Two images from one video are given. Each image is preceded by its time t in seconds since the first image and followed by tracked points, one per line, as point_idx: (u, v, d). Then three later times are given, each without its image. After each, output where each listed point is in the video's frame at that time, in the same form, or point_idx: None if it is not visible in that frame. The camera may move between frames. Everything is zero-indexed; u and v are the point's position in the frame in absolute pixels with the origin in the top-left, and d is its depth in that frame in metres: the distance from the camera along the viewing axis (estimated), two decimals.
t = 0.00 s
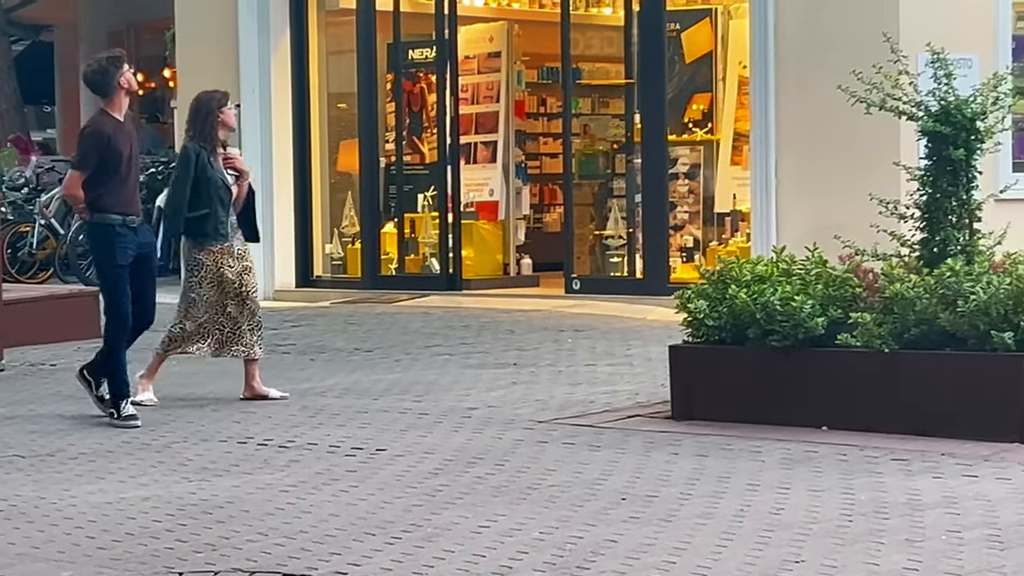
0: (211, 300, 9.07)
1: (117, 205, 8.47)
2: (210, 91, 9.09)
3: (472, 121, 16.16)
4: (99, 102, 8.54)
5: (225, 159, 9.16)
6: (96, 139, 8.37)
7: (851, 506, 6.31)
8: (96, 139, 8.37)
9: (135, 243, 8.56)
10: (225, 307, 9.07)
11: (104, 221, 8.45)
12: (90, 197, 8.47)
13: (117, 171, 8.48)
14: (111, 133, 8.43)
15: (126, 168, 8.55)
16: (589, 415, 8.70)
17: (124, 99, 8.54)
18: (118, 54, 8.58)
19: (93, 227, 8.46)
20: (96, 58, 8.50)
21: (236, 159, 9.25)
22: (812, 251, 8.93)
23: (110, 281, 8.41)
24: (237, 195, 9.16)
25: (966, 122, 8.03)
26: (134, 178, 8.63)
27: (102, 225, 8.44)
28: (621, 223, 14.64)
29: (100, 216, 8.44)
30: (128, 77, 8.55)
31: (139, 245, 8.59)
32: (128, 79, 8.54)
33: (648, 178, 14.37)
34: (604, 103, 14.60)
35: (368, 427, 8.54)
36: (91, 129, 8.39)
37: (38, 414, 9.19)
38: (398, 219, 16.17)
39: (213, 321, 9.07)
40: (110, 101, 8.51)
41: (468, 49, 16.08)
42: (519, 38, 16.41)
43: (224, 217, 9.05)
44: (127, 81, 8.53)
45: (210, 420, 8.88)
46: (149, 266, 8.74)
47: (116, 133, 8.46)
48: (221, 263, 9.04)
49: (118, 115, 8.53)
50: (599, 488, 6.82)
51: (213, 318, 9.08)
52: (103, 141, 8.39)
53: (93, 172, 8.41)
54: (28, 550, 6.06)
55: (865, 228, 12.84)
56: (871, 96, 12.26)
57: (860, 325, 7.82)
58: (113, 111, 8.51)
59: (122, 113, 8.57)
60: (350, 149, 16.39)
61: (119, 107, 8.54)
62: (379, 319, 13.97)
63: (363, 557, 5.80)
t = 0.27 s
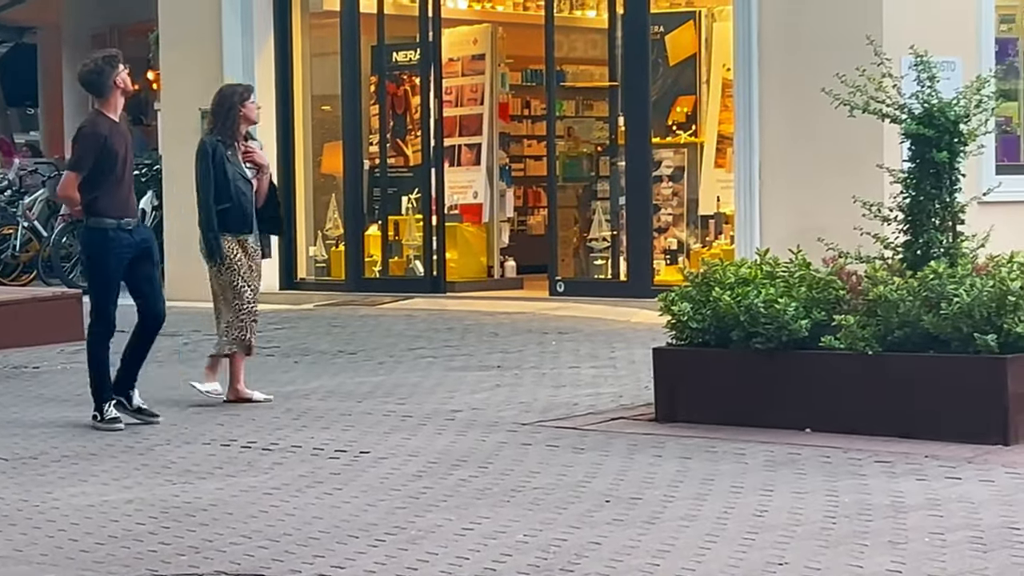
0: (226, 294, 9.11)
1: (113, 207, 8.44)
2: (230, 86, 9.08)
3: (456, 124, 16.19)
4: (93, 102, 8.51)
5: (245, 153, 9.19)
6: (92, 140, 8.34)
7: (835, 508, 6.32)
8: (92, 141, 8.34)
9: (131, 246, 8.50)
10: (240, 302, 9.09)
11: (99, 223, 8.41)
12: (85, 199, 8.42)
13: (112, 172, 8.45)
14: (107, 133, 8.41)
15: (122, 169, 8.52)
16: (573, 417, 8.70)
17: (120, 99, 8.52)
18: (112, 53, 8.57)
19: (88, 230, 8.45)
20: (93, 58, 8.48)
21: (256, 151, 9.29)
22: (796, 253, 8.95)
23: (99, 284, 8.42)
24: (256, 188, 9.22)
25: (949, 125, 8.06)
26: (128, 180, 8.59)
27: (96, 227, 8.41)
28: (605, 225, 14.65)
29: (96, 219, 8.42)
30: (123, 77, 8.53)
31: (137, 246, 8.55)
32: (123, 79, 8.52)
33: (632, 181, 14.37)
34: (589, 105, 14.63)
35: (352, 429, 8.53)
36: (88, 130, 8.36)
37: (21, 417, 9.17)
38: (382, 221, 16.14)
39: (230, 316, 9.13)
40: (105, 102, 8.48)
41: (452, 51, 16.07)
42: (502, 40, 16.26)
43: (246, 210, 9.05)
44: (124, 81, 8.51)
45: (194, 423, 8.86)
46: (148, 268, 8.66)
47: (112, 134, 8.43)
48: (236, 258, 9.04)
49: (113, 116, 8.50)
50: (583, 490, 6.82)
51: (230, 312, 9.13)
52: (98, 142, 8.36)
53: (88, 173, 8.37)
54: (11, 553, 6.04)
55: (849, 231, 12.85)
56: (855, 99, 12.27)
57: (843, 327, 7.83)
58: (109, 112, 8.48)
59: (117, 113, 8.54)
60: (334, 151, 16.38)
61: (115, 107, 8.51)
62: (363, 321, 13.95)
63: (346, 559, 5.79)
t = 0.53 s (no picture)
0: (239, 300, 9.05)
1: (113, 213, 8.36)
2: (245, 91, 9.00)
3: (445, 127, 16.19)
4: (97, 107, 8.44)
5: (259, 160, 9.07)
6: (94, 145, 8.26)
7: (824, 511, 6.32)
8: (92, 146, 8.27)
9: (128, 255, 8.39)
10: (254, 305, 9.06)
11: (97, 230, 8.35)
12: (86, 204, 8.36)
13: (114, 178, 8.38)
14: (109, 139, 8.33)
15: (124, 175, 8.45)
16: (562, 420, 8.69)
17: (122, 104, 8.43)
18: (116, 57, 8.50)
19: (88, 236, 8.39)
20: (94, 62, 8.40)
21: (269, 156, 9.12)
22: (784, 256, 8.96)
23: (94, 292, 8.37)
24: (267, 195, 9.13)
25: (937, 129, 8.06)
26: (131, 185, 8.52)
27: (94, 235, 8.35)
28: (594, 228, 14.66)
29: (96, 224, 8.35)
30: (126, 81, 8.44)
31: (136, 254, 8.43)
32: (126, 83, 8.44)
33: (621, 184, 14.38)
34: (578, 108, 14.63)
35: (341, 432, 8.52)
36: (88, 135, 8.29)
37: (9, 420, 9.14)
38: (370, 224, 16.14)
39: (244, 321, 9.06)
40: (107, 107, 8.41)
41: (441, 54, 16.07)
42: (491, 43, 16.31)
43: (252, 219, 8.99)
44: (127, 86, 8.43)
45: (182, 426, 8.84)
46: (150, 277, 8.50)
47: (114, 139, 8.36)
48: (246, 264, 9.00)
49: (116, 120, 8.42)
50: (572, 493, 6.82)
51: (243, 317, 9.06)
52: (100, 147, 8.29)
53: (89, 179, 8.30)
54: None
55: (837, 235, 12.87)
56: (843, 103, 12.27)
57: (832, 330, 7.84)
58: (111, 116, 8.41)
59: (121, 118, 8.47)
60: (322, 154, 16.37)
61: (118, 112, 8.44)
62: (352, 324, 13.95)
63: (335, 563, 5.78)
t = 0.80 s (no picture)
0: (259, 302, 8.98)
1: (122, 217, 8.29)
2: (255, 94, 8.99)
3: (435, 130, 16.19)
4: (109, 111, 8.40)
5: (272, 163, 9.06)
6: (101, 148, 8.22)
7: (814, 514, 6.33)
8: (100, 149, 8.22)
9: (134, 262, 8.31)
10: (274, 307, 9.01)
11: (105, 235, 8.30)
12: (97, 207, 8.31)
13: (124, 181, 8.31)
14: (119, 142, 8.27)
15: (137, 179, 8.37)
16: (552, 423, 8.69)
17: (132, 107, 8.37)
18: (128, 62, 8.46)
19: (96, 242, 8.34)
20: (105, 67, 8.39)
21: (282, 160, 9.11)
22: (774, 259, 8.97)
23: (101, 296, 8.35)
24: (282, 200, 9.08)
25: (927, 131, 8.07)
26: (144, 189, 8.44)
27: (102, 240, 8.30)
28: (584, 230, 14.67)
29: (106, 228, 8.29)
30: (136, 84, 8.38)
31: (144, 261, 8.34)
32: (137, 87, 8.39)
33: (611, 186, 14.38)
34: (568, 111, 14.61)
35: (331, 435, 8.51)
36: (97, 138, 8.24)
37: None
38: (361, 226, 16.15)
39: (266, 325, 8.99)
40: (119, 110, 8.36)
41: (432, 57, 16.07)
42: (482, 46, 16.32)
43: (267, 223, 8.97)
44: (136, 89, 8.37)
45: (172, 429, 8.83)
46: (158, 287, 8.39)
47: (124, 143, 8.29)
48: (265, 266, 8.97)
49: (126, 124, 8.36)
50: (562, 496, 6.82)
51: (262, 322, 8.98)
52: (108, 150, 8.24)
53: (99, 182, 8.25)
54: None
55: (828, 238, 12.88)
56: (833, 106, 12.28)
57: (822, 333, 7.85)
58: (121, 120, 8.35)
59: (132, 121, 8.41)
60: (312, 157, 16.36)
61: (129, 115, 8.38)
62: (342, 327, 13.93)
63: (325, 566, 5.77)
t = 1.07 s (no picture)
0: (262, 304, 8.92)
1: (134, 216, 8.16)
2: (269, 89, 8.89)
3: (427, 133, 16.18)
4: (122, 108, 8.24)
5: (286, 160, 8.91)
6: (115, 146, 8.06)
7: (806, 516, 6.33)
8: (114, 146, 8.07)
9: (154, 261, 8.19)
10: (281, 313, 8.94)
11: (121, 235, 8.15)
12: (111, 205, 8.17)
13: (138, 180, 8.16)
14: (133, 140, 8.12)
15: (150, 178, 8.22)
16: (544, 426, 8.69)
17: (146, 105, 8.21)
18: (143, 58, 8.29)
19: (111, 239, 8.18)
20: (118, 63, 8.22)
21: (298, 156, 8.93)
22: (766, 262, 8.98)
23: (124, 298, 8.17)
24: (295, 195, 8.88)
25: (919, 134, 8.08)
26: (158, 188, 8.29)
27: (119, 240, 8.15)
28: (577, 233, 14.67)
29: (120, 227, 8.15)
30: (151, 82, 8.22)
31: (162, 260, 8.24)
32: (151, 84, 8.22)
33: (604, 188, 14.39)
34: (561, 113, 14.61)
35: (324, 438, 8.50)
36: (111, 136, 8.09)
37: None
38: (353, 229, 16.16)
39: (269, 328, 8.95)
40: (132, 107, 8.20)
41: (424, 60, 16.06)
42: (475, 48, 16.32)
43: (278, 218, 8.78)
44: (150, 87, 8.21)
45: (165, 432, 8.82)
46: (173, 287, 8.32)
47: (137, 141, 8.14)
48: (274, 267, 8.84)
49: (140, 122, 8.20)
50: (555, 499, 6.82)
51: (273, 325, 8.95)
52: (122, 147, 8.08)
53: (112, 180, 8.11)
54: None
55: (820, 240, 12.90)
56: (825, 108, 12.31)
57: (814, 336, 7.85)
58: (134, 117, 8.19)
59: (146, 118, 8.25)
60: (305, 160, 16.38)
61: (142, 113, 8.23)
62: (335, 330, 13.92)
63: (318, 568, 5.77)
